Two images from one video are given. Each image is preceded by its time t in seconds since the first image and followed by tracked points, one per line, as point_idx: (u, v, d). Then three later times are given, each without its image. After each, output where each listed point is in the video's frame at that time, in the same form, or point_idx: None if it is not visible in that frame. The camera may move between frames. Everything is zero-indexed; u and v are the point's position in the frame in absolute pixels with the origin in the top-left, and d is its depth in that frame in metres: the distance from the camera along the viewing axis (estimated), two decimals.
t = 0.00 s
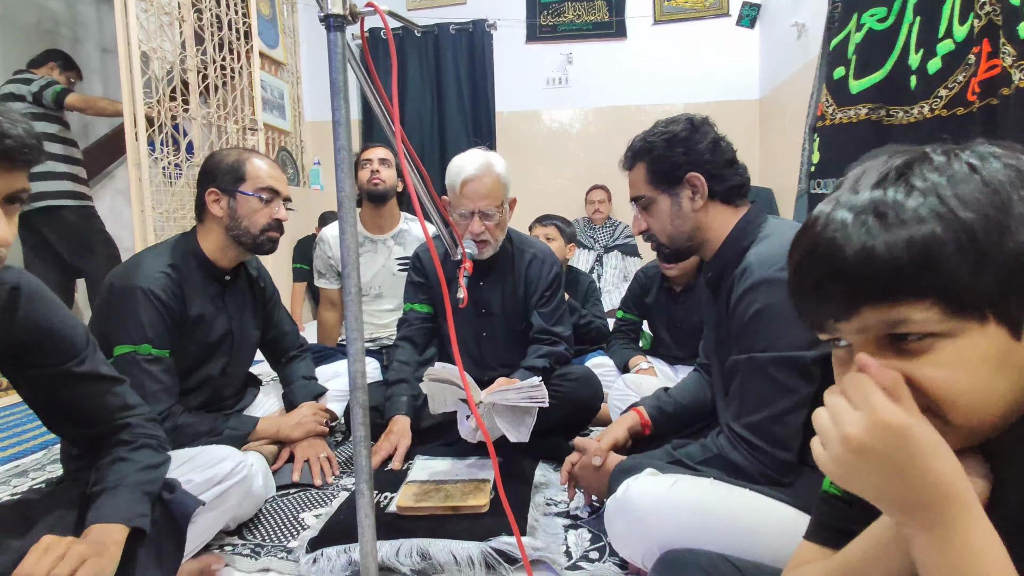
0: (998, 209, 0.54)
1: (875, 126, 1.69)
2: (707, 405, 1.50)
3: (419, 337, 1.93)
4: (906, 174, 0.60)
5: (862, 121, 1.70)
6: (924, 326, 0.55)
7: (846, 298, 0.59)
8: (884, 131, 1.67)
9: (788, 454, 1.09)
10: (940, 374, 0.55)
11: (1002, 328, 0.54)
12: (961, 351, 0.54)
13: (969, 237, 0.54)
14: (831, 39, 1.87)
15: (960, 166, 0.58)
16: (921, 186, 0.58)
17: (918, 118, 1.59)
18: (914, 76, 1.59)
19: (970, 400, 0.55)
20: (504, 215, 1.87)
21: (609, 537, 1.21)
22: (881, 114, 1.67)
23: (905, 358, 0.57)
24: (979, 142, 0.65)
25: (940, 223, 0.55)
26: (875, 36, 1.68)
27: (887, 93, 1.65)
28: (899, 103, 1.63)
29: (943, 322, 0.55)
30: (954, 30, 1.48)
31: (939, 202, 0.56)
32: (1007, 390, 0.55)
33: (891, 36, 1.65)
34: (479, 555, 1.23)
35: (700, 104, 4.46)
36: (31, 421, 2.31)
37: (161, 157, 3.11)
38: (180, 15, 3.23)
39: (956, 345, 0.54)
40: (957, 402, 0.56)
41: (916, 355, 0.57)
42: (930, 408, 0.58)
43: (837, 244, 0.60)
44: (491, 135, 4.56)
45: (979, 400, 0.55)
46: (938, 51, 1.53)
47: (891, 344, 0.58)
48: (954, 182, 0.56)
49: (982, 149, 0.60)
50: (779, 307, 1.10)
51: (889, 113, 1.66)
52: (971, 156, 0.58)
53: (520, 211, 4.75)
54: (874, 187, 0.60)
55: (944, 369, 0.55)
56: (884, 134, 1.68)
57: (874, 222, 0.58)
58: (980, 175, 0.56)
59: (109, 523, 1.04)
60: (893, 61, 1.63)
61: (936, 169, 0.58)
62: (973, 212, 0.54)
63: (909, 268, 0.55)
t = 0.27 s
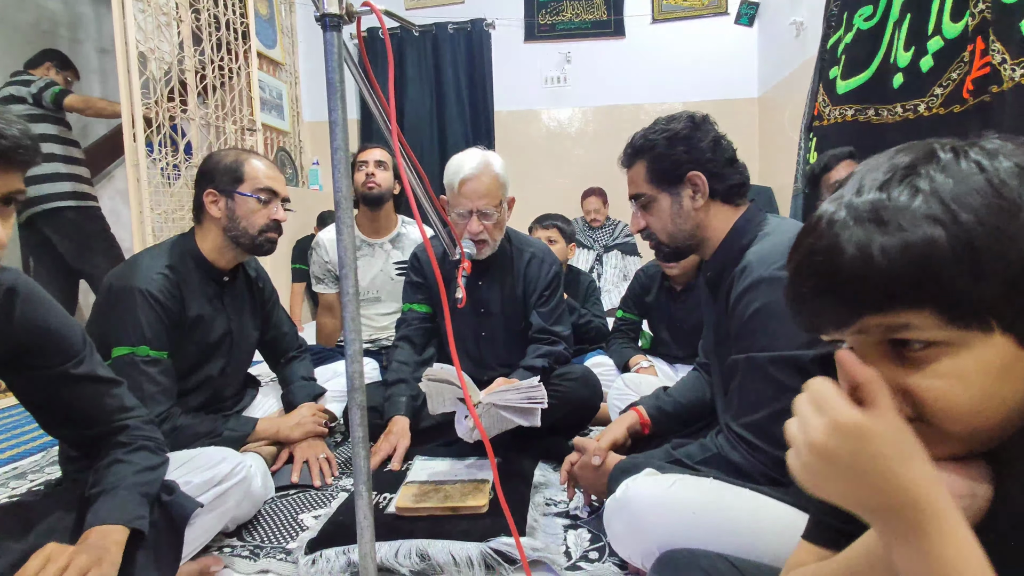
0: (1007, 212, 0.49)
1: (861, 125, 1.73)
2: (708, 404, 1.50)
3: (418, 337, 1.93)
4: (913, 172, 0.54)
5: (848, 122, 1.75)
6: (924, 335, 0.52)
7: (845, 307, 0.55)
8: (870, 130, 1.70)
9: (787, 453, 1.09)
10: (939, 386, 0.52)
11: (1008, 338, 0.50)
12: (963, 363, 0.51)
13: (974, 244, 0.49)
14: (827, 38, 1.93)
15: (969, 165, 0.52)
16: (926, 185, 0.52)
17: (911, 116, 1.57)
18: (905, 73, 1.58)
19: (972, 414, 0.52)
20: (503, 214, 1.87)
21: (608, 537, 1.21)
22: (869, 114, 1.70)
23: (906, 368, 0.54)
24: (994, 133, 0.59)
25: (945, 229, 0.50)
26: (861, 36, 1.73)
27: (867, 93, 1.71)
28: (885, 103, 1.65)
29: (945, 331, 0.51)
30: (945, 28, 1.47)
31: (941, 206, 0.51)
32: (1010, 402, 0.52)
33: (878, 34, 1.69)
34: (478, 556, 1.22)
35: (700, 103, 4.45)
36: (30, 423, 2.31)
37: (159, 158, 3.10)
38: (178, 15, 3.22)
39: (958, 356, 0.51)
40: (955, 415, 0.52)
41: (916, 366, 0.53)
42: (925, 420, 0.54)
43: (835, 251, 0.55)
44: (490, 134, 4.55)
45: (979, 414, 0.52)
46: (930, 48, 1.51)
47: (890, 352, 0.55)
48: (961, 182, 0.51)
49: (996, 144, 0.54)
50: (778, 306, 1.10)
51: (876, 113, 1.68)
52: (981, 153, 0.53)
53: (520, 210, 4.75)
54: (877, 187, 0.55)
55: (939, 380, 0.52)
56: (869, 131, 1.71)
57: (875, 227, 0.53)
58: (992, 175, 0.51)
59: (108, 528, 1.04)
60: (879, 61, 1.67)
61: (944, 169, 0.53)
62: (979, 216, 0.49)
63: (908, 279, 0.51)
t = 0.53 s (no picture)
0: None
1: (854, 123, 1.72)
2: (707, 404, 1.49)
3: (416, 338, 1.91)
4: (938, 162, 0.52)
5: (841, 120, 1.75)
6: (938, 329, 0.51)
7: (861, 297, 0.54)
8: (863, 128, 1.68)
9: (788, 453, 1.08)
10: (954, 383, 0.51)
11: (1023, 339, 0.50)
12: (977, 360, 0.51)
13: (1000, 239, 0.48)
14: (832, 36, 1.93)
15: (998, 156, 0.50)
16: (953, 177, 0.51)
17: (905, 114, 1.55)
18: (899, 72, 1.57)
19: (984, 416, 0.51)
20: (501, 214, 1.86)
21: (608, 539, 1.20)
22: (863, 112, 1.69)
23: (918, 365, 0.53)
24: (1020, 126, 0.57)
25: (971, 222, 0.49)
26: (858, 35, 1.74)
27: (862, 91, 1.70)
28: (879, 101, 1.64)
29: (960, 327, 0.50)
30: (939, 25, 1.46)
31: (969, 199, 0.49)
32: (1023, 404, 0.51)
33: (871, 33, 1.71)
34: (476, 558, 1.21)
35: (698, 102, 4.43)
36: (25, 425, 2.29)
37: (155, 158, 3.09)
38: (174, 15, 3.21)
39: (972, 353, 0.51)
40: (969, 415, 0.52)
41: (928, 363, 0.53)
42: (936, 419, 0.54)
43: (855, 239, 0.54)
44: (488, 133, 4.54)
45: (993, 415, 0.51)
46: (923, 46, 1.50)
47: (899, 347, 0.54)
48: (991, 174, 0.50)
49: None
50: (779, 305, 1.09)
51: (870, 111, 1.66)
52: (1011, 145, 0.51)
53: (517, 209, 4.73)
54: (901, 176, 0.54)
55: (953, 378, 0.51)
56: (860, 130, 1.70)
57: (898, 217, 0.52)
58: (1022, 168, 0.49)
59: (102, 532, 1.03)
60: (873, 59, 1.68)
61: (971, 159, 0.51)
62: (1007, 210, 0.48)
63: (928, 273, 0.50)
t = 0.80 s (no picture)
0: None
1: (853, 122, 1.68)
2: (707, 403, 1.48)
3: (413, 337, 1.90)
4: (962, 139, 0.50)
5: (840, 119, 1.71)
6: (933, 302, 0.49)
7: (854, 263, 0.53)
8: (860, 126, 1.65)
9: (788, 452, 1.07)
10: (940, 356, 0.49)
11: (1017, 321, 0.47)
12: (969, 338, 0.48)
13: (1004, 220, 0.46)
14: (831, 33, 1.89)
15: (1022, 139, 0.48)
16: (971, 154, 0.49)
17: (901, 111, 1.54)
18: (896, 69, 1.55)
19: (967, 393, 0.49)
20: (498, 211, 1.84)
21: (607, 539, 1.18)
22: (860, 110, 1.65)
23: (907, 334, 0.51)
24: None
25: (978, 199, 0.47)
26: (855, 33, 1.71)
27: (860, 89, 1.67)
28: (876, 98, 1.61)
29: (956, 301, 0.48)
30: (935, 22, 1.44)
31: (982, 177, 0.47)
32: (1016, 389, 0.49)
33: (869, 30, 1.67)
34: (473, 559, 1.20)
35: (695, 101, 4.43)
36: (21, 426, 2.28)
37: (151, 157, 3.07)
38: (170, 13, 3.19)
39: (966, 329, 0.48)
40: (955, 392, 0.49)
41: (916, 334, 0.50)
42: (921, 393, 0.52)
43: (859, 205, 0.53)
44: (486, 132, 4.53)
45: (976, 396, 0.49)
46: (920, 43, 1.49)
47: (891, 316, 0.52)
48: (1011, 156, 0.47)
49: None
50: (778, 303, 1.07)
51: (867, 108, 1.63)
52: None
53: (515, 208, 4.73)
54: (918, 151, 0.52)
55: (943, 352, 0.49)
56: (860, 129, 1.66)
57: (904, 187, 0.51)
58: None
59: (94, 536, 1.02)
60: (871, 56, 1.64)
61: (992, 139, 0.49)
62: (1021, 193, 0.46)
63: (924, 245, 0.49)
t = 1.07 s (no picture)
0: None
1: (849, 122, 1.67)
2: (705, 404, 1.47)
3: (410, 338, 1.89)
4: None
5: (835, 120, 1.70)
6: (984, 263, 0.53)
7: (920, 213, 0.57)
8: (857, 126, 1.64)
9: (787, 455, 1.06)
10: (986, 320, 0.52)
11: None
12: (1016, 299, 0.51)
13: None
14: (829, 31, 1.87)
15: None
16: None
17: (897, 111, 1.53)
18: (892, 69, 1.54)
19: (1005, 358, 0.53)
20: (496, 212, 1.83)
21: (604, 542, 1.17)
22: (857, 110, 1.64)
23: (957, 295, 0.54)
24: None
25: None
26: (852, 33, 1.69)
27: (856, 89, 1.65)
28: (873, 97, 1.60)
29: (1009, 262, 0.52)
30: (932, 21, 1.44)
31: None
32: None
33: (866, 30, 1.66)
34: (470, 563, 1.19)
35: (693, 101, 4.42)
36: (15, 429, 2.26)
37: (147, 158, 3.05)
38: (165, 13, 3.17)
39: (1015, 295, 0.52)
40: (990, 351, 0.53)
41: (964, 293, 0.54)
42: (956, 358, 0.55)
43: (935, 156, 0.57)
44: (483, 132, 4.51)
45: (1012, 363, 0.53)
46: (917, 43, 1.48)
47: (943, 275, 0.55)
48: None
49: None
50: (777, 304, 1.06)
51: (864, 108, 1.62)
52: None
53: (513, 208, 4.71)
54: (1000, 115, 0.57)
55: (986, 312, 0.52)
56: (857, 129, 1.64)
57: (984, 143, 0.55)
58: None
59: (84, 543, 1.00)
60: (867, 55, 1.63)
61: None
62: None
63: (992, 194, 0.52)
